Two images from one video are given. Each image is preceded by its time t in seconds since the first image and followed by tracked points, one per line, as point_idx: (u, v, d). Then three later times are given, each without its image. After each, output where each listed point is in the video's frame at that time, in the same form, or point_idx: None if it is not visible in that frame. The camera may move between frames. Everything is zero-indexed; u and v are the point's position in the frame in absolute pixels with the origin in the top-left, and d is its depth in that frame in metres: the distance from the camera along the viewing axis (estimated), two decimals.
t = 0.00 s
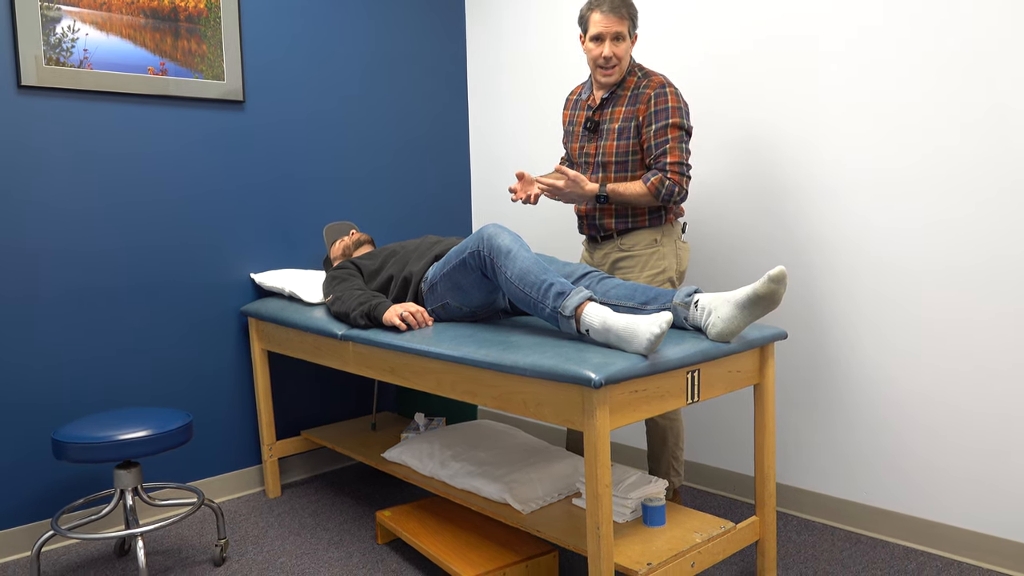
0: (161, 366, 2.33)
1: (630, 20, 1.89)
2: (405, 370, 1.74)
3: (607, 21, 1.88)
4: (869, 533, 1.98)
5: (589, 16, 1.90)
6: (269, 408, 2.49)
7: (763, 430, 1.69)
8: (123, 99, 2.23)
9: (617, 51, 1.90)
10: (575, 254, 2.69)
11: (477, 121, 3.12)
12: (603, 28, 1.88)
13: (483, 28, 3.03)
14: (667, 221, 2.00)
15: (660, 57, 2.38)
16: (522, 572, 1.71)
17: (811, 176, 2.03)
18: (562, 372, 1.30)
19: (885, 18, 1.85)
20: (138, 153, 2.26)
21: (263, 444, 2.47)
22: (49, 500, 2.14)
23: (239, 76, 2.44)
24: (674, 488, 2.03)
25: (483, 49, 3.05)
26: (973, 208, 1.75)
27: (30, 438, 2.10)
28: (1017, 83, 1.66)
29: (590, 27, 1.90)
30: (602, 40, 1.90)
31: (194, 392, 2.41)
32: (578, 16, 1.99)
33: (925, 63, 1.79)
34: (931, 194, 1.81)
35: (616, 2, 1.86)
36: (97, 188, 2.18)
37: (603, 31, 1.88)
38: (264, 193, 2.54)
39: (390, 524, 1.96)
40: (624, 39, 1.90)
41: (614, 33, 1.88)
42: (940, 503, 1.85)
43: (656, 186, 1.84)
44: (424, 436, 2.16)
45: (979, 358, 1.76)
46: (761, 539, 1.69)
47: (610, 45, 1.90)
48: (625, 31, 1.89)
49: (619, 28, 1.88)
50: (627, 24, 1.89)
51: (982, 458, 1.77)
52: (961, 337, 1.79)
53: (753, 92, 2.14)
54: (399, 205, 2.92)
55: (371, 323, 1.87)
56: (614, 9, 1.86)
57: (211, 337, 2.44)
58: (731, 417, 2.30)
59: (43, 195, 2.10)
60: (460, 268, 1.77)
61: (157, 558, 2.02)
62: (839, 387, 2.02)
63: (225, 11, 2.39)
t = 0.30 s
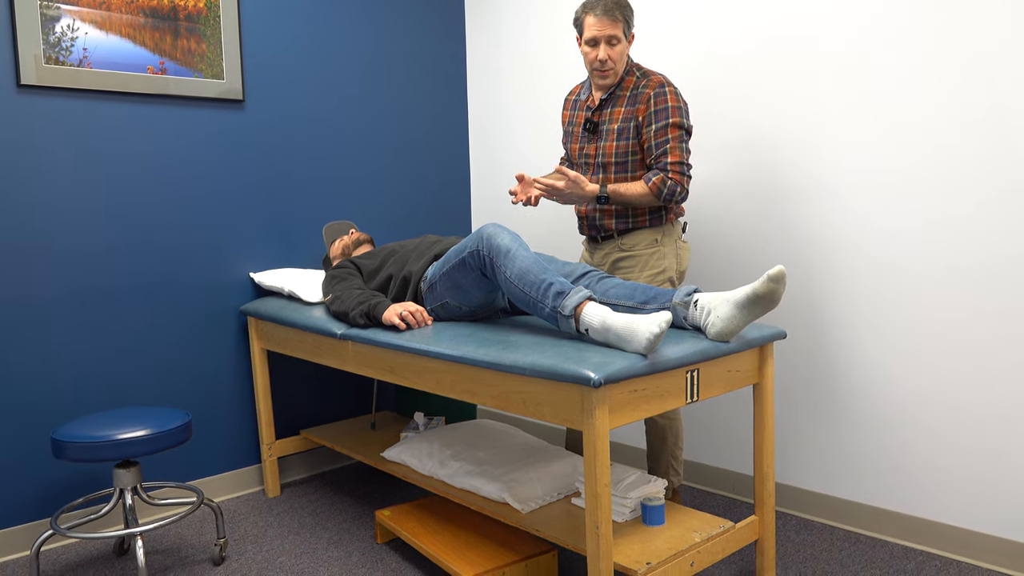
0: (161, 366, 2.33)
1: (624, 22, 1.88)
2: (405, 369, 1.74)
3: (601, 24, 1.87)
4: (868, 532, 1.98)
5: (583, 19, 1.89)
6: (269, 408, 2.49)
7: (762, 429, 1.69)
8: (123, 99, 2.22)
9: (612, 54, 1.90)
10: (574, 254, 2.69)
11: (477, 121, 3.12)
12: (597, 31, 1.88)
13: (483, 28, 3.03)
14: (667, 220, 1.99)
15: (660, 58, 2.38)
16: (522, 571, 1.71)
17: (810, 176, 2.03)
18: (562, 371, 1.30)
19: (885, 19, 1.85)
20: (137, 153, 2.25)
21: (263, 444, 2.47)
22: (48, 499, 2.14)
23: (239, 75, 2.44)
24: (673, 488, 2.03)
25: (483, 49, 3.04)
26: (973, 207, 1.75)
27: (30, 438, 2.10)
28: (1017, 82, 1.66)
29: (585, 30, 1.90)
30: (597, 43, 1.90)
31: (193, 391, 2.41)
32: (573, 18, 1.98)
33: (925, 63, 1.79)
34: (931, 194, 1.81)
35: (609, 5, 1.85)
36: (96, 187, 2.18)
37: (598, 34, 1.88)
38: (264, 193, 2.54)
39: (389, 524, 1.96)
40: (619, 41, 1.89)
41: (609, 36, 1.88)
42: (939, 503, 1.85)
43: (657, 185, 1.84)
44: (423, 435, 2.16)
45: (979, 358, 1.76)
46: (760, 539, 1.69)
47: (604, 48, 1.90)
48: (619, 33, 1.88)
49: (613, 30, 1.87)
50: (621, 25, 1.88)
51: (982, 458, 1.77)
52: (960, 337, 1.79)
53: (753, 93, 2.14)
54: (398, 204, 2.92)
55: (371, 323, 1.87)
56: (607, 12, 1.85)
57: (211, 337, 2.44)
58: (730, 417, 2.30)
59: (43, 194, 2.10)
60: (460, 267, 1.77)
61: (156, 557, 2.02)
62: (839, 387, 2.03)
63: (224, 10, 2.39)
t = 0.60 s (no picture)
0: (161, 366, 2.33)
1: (615, 23, 1.86)
2: (405, 369, 1.74)
3: (591, 28, 1.86)
4: (869, 532, 1.98)
5: (574, 25, 1.89)
6: (269, 408, 2.49)
7: (763, 429, 1.69)
8: (123, 99, 2.23)
9: (606, 56, 1.90)
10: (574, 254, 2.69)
11: (477, 121, 3.12)
12: (588, 35, 1.87)
13: (483, 29, 3.03)
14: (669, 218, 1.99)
15: (660, 58, 2.38)
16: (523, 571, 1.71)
17: (811, 175, 2.03)
18: (562, 371, 1.30)
19: (885, 19, 1.85)
20: (138, 153, 2.26)
21: (263, 444, 2.48)
22: (49, 499, 2.15)
23: (239, 76, 2.44)
24: (674, 487, 2.03)
25: (483, 49, 3.04)
26: (973, 207, 1.75)
27: (31, 438, 2.10)
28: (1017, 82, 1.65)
29: (577, 36, 1.89)
30: (590, 47, 1.89)
31: (194, 391, 2.41)
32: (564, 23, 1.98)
33: (925, 62, 1.79)
34: (931, 193, 1.81)
35: (596, 8, 1.85)
36: (96, 187, 2.18)
37: (589, 38, 1.87)
38: (264, 193, 2.54)
39: (390, 523, 1.96)
40: (612, 42, 1.88)
41: (600, 39, 1.87)
42: (940, 502, 1.85)
43: (705, 166, 1.75)
44: (424, 435, 2.17)
45: (979, 357, 1.76)
46: (761, 538, 1.69)
47: (598, 52, 1.89)
48: (610, 34, 1.87)
49: (604, 32, 1.86)
50: (612, 27, 1.87)
51: (982, 457, 1.77)
52: (961, 336, 1.79)
53: (753, 93, 2.14)
54: (398, 204, 2.93)
55: (371, 323, 1.87)
56: (595, 15, 1.85)
57: (211, 337, 2.44)
58: (730, 416, 2.30)
59: (44, 194, 2.10)
60: (460, 267, 1.77)
61: (157, 557, 2.02)
62: (839, 386, 2.03)
63: (225, 11, 2.39)
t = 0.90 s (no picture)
0: (162, 365, 2.33)
1: (608, 27, 1.86)
2: (406, 368, 1.74)
3: (583, 34, 1.86)
4: (869, 532, 1.98)
5: (568, 31, 1.89)
6: (270, 406, 2.49)
7: (763, 428, 1.68)
8: (124, 97, 2.23)
9: (600, 60, 1.89)
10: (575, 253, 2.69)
11: (477, 121, 3.12)
12: (581, 41, 1.87)
13: (483, 29, 3.03)
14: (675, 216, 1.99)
15: (660, 58, 2.38)
16: (523, 570, 1.71)
17: (812, 175, 2.03)
18: (563, 370, 1.30)
19: (885, 19, 1.85)
20: (139, 151, 2.25)
21: (264, 443, 2.48)
22: (50, 498, 2.15)
23: (240, 75, 2.44)
24: (674, 487, 2.03)
25: (483, 49, 3.05)
26: (974, 206, 1.74)
27: (31, 436, 2.10)
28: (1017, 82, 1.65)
29: (571, 41, 1.89)
30: (584, 53, 1.89)
31: (194, 390, 2.41)
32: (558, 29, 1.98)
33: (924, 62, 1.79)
34: (932, 192, 1.81)
35: (589, 13, 1.84)
36: (97, 186, 2.18)
37: (582, 44, 1.87)
38: (265, 192, 2.54)
39: (390, 523, 1.96)
40: (606, 46, 1.88)
41: (593, 43, 1.87)
42: (940, 501, 1.85)
43: (721, 157, 1.84)
44: (425, 433, 2.17)
45: (979, 357, 1.76)
46: (762, 538, 1.69)
47: (592, 56, 1.89)
48: (604, 38, 1.86)
49: (596, 37, 1.86)
50: (605, 31, 1.86)
51: (983, 456, 1.77)
52: (960, 336, 1.79)
53: (753, 93, 2.14)
54: (399, 203, 2.93)
55: (371, 322, 1.87)
56: (587, 20, 1.85)
57: (212, 336, 2.44)
58: (731, 415, 2.30)
59: (45, 193, 2.10)
60: (461, 266, 1.77)
61: (157, 556, 2.02)
62: (839, 386, 2.03)
63: (226, 10, 2.39)
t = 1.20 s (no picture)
0: (163, 364, 2.33)
1: (610, 26, 1.86)
2: (408, 368, 1.74)
3: (586, 31, 1.86)
4: (870, 531, 1.98)
5: (571, 28, 1.89)
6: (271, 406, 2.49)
7: (764, 428, 1.68)
8: (125, 97, 2.23)
9: (601, 59, 1.89)
10: (575, 253, 2.69)
11: (478, 121, 3.12)
12: (583, 38, 1.87)
13: (484, 29, 3.03)
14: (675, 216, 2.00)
15: (661, 58, 2.38)
16: (523, 570, 1.71)
17: (813, 175, 2.03)
18: (564, 370, 1.30)
19: (886, 19, 1.85)
20: (140, 151, 2.26)
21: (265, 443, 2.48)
22: (52, 497, 2.15)
23: (241, 75, 2.44)
24: (676, 486, 2.03)
25: (484, 50, 3.05)
26: (974, 206, 1.74)
27: (32, 436, 2.10)
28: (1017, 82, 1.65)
29: (574, 38, 1.90)
30: (585, 51, 1.90)
31: (195, 390, 2.41)
32: (562, 26, 1.98)
33: (925, 62, 1.79)
34: (932, 191, 1.81)
35: (592, 11, 1.84)
36: (99, 186, 2.19)
37: (584, 41, 1.88)
38: (265, 191, 2.54)
39: (391, 522, 1.96)
40: (608, 45, 1.88)
41: (595, 41, 1.87)
42: (941, 500, 1.85)
43: (721, 161, 1.84)
44: (426, 433, 2.17)
45: (980, 357, 1.76)
46: (763, 538, 1.69)
47: (593, 55, 1.89)
48: (605, 37, 1.86)
49: (598, 36, 1.86)
50: (607, 30, 1.86)
51: (983, 455, 1.77)
52: (961, 335, 1.79)
53: (754, 93, 2.14)
54: (400, 203, 2.93)
55: (373, 321, 1.87)
56: (590, 18, 1.85)
57: (212, 335, 2.44)
58: (731, 415, 2.30)
59: (46, 193, 2.10)
60: (462, 266, 1.77)
61: (158, 555, 2.03)
62: (840, 385, 2.03)
63: (226, 9, 2.39)
